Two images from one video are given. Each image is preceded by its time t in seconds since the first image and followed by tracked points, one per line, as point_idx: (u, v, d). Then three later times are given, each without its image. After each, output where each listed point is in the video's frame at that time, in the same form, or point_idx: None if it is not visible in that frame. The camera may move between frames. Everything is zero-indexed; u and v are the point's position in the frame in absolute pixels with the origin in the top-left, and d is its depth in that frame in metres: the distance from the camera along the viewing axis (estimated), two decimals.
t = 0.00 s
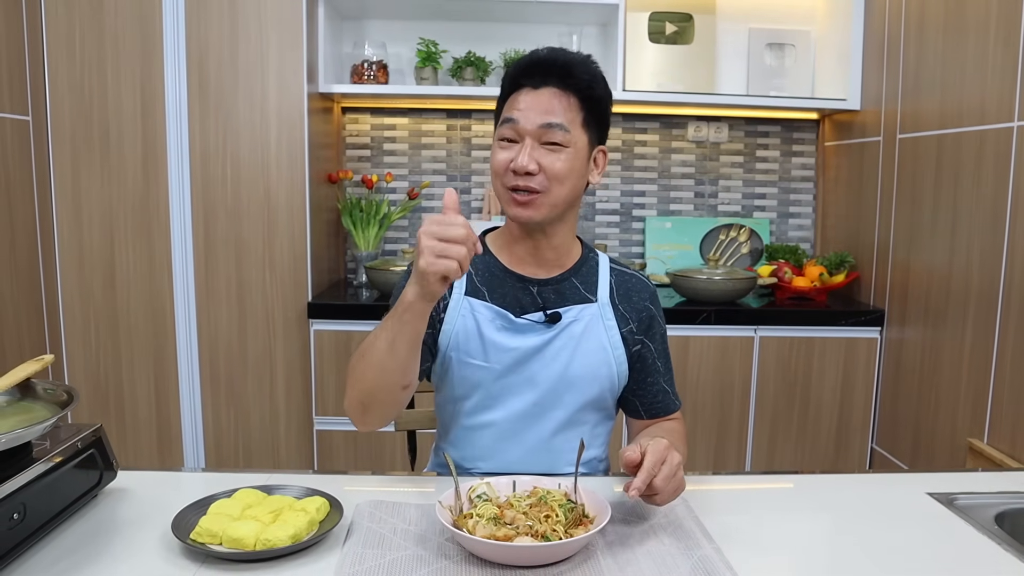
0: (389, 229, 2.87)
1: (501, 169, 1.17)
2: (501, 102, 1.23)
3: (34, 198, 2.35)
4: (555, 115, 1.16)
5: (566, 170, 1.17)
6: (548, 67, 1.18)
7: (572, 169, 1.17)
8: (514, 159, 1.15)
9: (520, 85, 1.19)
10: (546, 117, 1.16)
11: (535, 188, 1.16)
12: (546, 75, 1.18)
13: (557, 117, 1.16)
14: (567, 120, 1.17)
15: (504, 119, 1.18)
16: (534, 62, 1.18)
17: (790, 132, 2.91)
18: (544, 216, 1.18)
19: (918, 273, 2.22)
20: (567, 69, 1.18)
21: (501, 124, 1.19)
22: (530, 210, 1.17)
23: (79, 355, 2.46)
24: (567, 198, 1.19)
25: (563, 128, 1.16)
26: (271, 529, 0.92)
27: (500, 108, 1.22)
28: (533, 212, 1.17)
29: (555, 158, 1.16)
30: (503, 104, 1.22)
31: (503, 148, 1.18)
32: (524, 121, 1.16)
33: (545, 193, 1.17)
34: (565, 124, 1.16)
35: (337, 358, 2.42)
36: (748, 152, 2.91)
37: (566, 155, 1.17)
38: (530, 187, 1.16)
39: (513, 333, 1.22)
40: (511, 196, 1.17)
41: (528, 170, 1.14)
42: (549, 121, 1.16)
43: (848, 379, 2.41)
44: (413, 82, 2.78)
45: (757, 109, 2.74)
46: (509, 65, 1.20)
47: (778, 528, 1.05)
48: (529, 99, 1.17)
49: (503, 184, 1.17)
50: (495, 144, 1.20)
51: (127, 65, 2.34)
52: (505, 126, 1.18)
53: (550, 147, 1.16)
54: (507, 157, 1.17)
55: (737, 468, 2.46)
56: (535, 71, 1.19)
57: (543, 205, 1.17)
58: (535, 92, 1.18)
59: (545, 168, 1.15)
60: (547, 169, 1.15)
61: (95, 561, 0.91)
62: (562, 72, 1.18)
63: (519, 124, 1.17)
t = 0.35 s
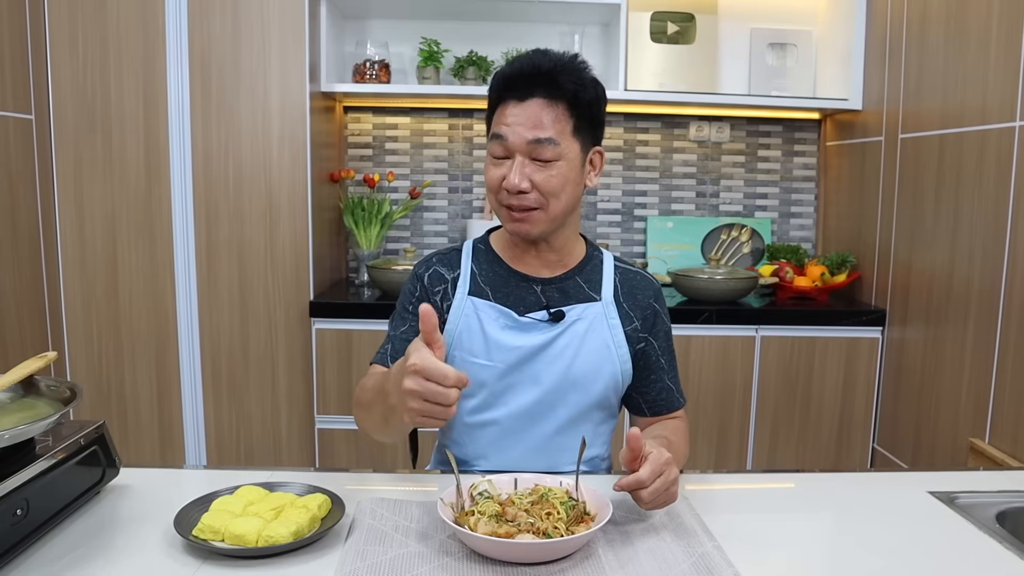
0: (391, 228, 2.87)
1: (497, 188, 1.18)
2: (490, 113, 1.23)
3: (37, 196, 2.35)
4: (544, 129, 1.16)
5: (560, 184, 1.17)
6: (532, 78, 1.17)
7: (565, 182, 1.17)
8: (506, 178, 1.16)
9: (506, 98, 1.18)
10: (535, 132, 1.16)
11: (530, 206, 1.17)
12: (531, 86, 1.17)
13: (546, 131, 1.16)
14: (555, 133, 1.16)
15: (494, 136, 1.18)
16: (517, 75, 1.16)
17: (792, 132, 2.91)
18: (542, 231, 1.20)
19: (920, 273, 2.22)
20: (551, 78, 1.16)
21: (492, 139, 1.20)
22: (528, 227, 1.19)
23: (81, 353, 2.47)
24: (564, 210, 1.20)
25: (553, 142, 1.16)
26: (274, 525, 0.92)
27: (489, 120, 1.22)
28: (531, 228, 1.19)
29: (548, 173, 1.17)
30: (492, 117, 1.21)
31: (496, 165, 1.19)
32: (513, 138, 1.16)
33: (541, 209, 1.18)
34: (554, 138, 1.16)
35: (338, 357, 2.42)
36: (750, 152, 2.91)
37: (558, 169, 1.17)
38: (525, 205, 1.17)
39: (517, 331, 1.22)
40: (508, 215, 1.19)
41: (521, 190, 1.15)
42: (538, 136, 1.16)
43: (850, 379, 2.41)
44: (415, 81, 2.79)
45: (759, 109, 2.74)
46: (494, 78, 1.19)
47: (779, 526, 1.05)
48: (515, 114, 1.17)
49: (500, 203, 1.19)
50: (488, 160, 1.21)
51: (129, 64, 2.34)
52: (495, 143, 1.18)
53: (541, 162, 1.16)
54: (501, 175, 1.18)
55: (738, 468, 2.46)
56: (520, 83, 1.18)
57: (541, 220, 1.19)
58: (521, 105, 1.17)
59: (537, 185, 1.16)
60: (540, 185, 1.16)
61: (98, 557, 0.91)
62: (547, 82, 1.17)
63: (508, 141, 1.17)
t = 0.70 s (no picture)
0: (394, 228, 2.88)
1: (504, 165, 1.18)
2: (493, 100, 1.24)
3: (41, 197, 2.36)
4: (553, 108, 1.18)
5: (568, 162, 1.18)
6: (543, 60, 1.20)
7: (573, 161, 1.19)
8: (517, 152, 1.16)
9: (513, 82, 1.21)
10: (545, 110, 1.18)
11: (539, 181, 1.17)
12: (541, 69, 1.20)
13: (556, 110, 1.18)
14: (564, 112, 1.19)
15: (502, 115, 1.19)
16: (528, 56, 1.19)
17: (796, 132, 2.90)
18: (547, 209, 1.18)
19: (925, 272, 2.21)
20: (561, 61, 1.20)
21: (498, 120, 1.20)
22: (536, 203, 1.17)
23: (86, 353, 2.47)
24: (571, 190, 1.20)
25: (562, 121, 1.18)
26: (276, 524, 0.92)
27: (494, 105, 1.23)
28: (538, 204, 1.18)
29: (557, 150, 1.18)
30: (498, 101, 1.22)
31: (503, 144, 1.19)
32: (524, 115, 1.18)
33: (549, 185, 1.17)
34: (563, 116, 1.18)
35: (342, 357, 2.42)
36: (754, 151, 2.90)
37: (567, 147, 1.18)
38: (534, 180, 1.17)
39: (509, 332, 1.22)
40: (515, 191, 1.18)
41: (532, 164, 1.15)
42: (549, 114, 1.18)
43: (855, 378, 2.40)
44: (418, 82, 2.79)
45: (763, 108, 2.74)
46: (502, 61, 1.21)
47: (783, 526, 1.05)
48: (526, 94, 1.19)
49: (507, 179, 1.18)
50: (494, 141, 1.21)
51: (132, 64, 2.35)
52: (504, 122, 1.19)
53: (551, 140, 1.18)
54: (510, 152, 1.18)
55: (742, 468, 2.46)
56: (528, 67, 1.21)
57: (548, 198, 1.18)
58: (530, 86, 1.19)
59: (547, 160, 1.17)
60: (550, 161, 1.17)
61: (101, 556, 0.91)
62: (557, 64, 1.20)
63: (519, 119, 1.18)
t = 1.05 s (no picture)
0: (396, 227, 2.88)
1: (478, 192, 1.18)
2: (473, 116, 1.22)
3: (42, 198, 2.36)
4: (522, 131, 1.14)
5: (541, 186, 1.16)
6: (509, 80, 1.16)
7: (546, 184, 1.16)
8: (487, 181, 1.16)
9: (485, 101, 1.17)
10: (512, 134, 1.14)
11: (512, 208, 1.17)
12: (507, 89, 1.16)
13: (523, 132, 1.14)
14: (531, 134, 1.14)
15: (473, 140, 1.18)
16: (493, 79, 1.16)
17: (797, 130, 2.90)
18: (525, 232, 1.19)
19: (926, 271, 2.21)
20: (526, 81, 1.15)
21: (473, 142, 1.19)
22: (512, 229, 1.18)
23: (87, 353, 2.47)
24: (548, 211, 1.18)
25: (530, 144, 1.14)
26: (278, 524, 0.92)
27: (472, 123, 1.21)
28: (514, 230, 1.18)
29: (527, 176, 1.15)
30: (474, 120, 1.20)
31: (477, 168, 1.18)
32: (491, 141, 1.15)
33: (523, 211, 1.17)
34: (531, 139, 1.14)
35: (344, 357, 2.42)
36: (755, 150, 2.90)
37: (538, 170, 1.15)
38: (507, 208, 1.17)
39: (509, 331, 1.23)
40: (492, 217, 1.19)
41: (500, 193, 1.15)
42: (515, 138, 1.14)
43: (857, 377, 2.40)
44: (419, 81, 2.79)
45: (764, 107, 2.74)
46: (473, 82, 1.19)
47: (784, 525, 1.05)
48: (493, 117, 1.16)
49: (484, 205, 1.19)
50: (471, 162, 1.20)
51: (133, 64, 2.35)
52: (475, 146, 1.18)
53: (520, 165, 1.15)
54: (482, 179, 1.17)
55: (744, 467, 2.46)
56: (497, 86, 1.17)
57: (525, 222, 1.18)
58: (498, 108, 1.16)
59: (517, 188, 1.15)
60: (520, 189, 1.15)
61: (104, 555, 0.91)
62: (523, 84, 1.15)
63: (487, 144, 1.16)
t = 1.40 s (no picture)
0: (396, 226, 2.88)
1: (492, 193, 1.19)
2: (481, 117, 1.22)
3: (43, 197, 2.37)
4: (535, 129, 1.16)
5: (555, 184, 1.17)
6: (520, 79, 1.17)
7: (560, 181, 1.17)
8: (501, 181, 1.17)
9: (495, 101, 1.18)
10: (526, 132, 1.16)
11: (527, 208, 1.18)
12: (518, 88, 1.17)
13: (536, 131, 1.16)
14: (545, 132, 1.16)
15: (485, 140, 1.18)
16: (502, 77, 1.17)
17: (796, 130, 2.91)
18: (540, 232, 1.20)
19: (925, 270, 2.22)
20: (538, 79, 1.16)
21: (484, 142, 1.20)
22: (527, 229, 1.19)
23: (88, 350, 2.48)
24: (562, 209, 1.20)
25: (544, 142, 1.16)
26: (281, 522, 0.93)
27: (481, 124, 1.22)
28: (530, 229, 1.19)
29: (542, 173, 1.17)
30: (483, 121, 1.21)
31: (489, 170, 1.19)
32: (504, 141, 1.16)
33: (538, 210, 1.18)
34: (545, 137, 1.16)
35: (344, 355, 2.43)
36: (754, 149, 2.90)
37: (552, 168, 1.17)
38: (522, 207, 1.18)
39: (515, 337, 1.23)
40: (506, 218, 1.20)
41: (516, 193, 1.16)
42: (529, 137, 1.16)
43: (855, 375, 2.41)
44: (419, 80, 2.79)
45: (763, 107, 2.74)
46: (481, 82, 1.20)
47: (784, 523, 1.05)
48: (505, 116, 1.17)
49: (497, 206, 1.19)
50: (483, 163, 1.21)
51: (134, 63, 2.35)
52: (487, 147, 1.19)
53: (534, 163, 1.16)
54: (495, 179, 1.18)
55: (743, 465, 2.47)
56: (507, 86, 1.18)
57: (540, 222, 1.19)
58: (511, 107, 1.17)
59: (532, 187, 1.16)
60: (535, 187, 1.16)
61: (107, 554, 0.92)
62: (535, 82, 1.17)
63: (500, 144, 1.17)
